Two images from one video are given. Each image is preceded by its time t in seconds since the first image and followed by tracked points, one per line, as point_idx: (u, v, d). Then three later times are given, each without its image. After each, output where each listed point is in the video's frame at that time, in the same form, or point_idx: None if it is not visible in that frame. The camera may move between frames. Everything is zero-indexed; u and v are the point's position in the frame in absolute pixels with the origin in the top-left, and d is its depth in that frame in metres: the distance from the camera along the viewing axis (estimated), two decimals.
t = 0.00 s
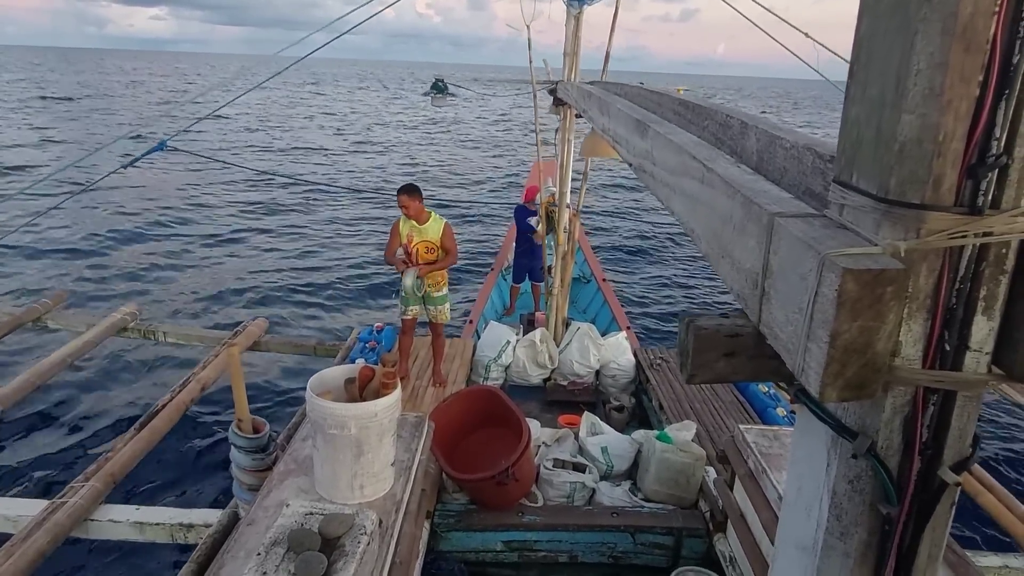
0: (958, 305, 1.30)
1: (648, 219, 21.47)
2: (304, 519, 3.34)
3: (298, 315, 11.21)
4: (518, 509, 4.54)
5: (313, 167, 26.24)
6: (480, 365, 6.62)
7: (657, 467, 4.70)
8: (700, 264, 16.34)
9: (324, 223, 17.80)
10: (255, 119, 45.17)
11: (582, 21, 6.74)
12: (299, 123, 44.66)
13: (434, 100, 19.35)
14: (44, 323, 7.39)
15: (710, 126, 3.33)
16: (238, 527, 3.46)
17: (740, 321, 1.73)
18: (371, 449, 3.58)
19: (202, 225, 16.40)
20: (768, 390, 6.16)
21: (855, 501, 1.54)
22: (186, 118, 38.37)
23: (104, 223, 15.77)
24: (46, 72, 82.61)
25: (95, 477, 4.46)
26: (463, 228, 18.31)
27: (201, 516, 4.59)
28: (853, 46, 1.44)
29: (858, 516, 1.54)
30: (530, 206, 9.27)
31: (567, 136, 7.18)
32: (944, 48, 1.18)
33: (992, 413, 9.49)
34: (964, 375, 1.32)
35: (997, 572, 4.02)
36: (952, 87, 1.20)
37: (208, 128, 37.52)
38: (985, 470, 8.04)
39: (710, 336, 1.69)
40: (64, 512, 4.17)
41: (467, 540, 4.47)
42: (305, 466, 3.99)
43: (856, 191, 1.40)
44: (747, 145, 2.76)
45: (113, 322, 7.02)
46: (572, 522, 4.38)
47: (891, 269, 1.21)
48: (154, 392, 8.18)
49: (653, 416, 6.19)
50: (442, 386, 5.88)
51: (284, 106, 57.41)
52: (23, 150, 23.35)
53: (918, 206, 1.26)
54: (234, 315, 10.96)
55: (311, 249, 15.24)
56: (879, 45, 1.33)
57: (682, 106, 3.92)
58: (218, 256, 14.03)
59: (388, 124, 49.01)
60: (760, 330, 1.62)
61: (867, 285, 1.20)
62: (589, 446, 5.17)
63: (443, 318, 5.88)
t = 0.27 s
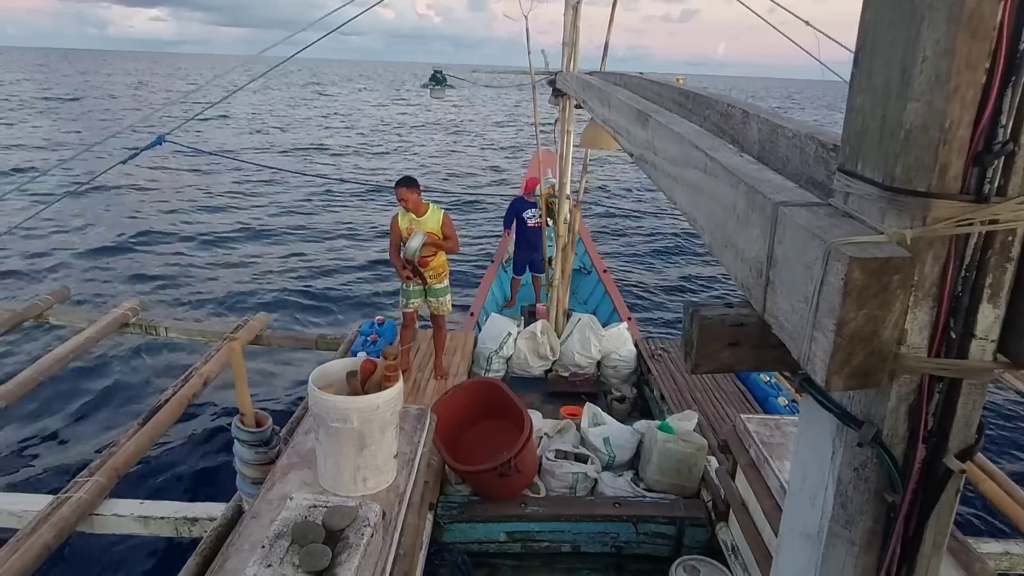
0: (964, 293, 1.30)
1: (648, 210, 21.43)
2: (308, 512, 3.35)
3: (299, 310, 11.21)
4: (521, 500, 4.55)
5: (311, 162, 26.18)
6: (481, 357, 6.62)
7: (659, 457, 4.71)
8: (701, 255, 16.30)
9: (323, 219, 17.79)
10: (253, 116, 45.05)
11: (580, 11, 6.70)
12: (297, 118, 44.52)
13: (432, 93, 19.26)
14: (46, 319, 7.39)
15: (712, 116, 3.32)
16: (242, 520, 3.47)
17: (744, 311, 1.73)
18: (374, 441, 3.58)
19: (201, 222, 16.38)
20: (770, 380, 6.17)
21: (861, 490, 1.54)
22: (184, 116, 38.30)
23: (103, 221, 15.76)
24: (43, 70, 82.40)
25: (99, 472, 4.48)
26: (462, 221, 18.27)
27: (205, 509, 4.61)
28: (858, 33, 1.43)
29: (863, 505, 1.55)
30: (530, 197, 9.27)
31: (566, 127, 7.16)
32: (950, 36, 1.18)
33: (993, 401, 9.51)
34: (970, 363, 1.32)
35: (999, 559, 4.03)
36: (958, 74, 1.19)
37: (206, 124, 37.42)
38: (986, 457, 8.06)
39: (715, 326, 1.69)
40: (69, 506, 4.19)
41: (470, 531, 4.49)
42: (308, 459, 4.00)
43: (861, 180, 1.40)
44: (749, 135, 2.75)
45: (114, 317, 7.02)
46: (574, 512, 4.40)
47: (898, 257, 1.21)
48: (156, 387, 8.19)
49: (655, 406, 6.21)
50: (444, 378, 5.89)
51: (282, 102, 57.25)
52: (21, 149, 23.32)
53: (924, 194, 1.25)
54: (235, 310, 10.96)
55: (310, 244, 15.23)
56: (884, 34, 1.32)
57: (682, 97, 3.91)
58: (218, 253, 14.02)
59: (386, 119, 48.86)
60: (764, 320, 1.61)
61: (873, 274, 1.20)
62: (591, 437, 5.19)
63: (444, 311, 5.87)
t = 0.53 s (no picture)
0: (968, 283, 1.30)
1: (649, 202, 21.37)
2: (312, 505, 3.36)
3: (301, 304, 11.22)
4: (524, 492, 4.57)
5: (312, 158, 26.16)
6: (483, 349, 6.62)
7: (661, 449, 4.72)
8: (702, 247, 16.27)
9: (324, 215, 17.80)
10: (253, 113, 45.01)
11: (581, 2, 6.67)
12: (297, 115, 44.48)
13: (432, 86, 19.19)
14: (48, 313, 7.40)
15: (713, 107, 3.31)
16: (246, 513, 3.49)
17: (747, 303, 1.73)
18: (377, 434, 3.59)
19: (201, 220, 16.40)
20: (771, 371, 6.18)
21: (864, 481, 1.54)
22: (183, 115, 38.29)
23: (103, 220, 15.78)
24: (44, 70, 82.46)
25: (103, 466, 4.49)
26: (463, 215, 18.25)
27: (209, 502, 4.63)
28: (862, 23, 1.42)
29: (867, 496, 1.55)
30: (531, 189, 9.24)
31: (567, 119, 7.14)
32: (955, 24, 1.17)
33: (994, 391, 9.53)
34: (973, 353, 1.32)
35: (1000, 549, 4.05)
36: (963, 64, 1.18)
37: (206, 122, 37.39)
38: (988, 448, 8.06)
39: (718, 318, 1.69)
40: (74, 500, 4.20)
41: (473, 523, 4.50)
42: (311, 452, 4.01)
43: (866, 171, 1.39)
44: (751, 126, 2.74)
45: (117, 311, 7.03)
46: (577, 504, 4.41)
47: (901, 248, 1.20)
48: (159, 381, 8.21)
49: (657, 398, 6.22)
50: (446, 371, 5.90)
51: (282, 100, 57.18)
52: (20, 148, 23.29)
53: (928, 184, 1.25)
54: (237, 305, 10.98)
55: (312, 240, 15.23)
56: (889, 23, 1.32)
57: (684, 88, 3.89)
58: (220, 248, 14.03)
59: (386, 114, 48.76)
60: (767, 311, 1.61)
61: (877, 265, 1.20)
62: (593, 429, 5.19)
63: (445, 302, 5.87)
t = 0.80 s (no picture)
0: (972, 280, 1.30)
1: (652, 198, 21.33)
2: (314, 499, 3.37)
3: (303, 299, 11.23)
4: (525, 487, 4.58)
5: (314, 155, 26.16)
6: (485, 345, 6.62)
7: (663, 444, 4.72)
8: (705, 242, 16.24)
9: (326, 211, 17.81)
10: (255, 111, 45.03)
11: None
12: (299, 112, 44.48)
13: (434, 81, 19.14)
14: (51, 307, 7.41)
15: (717, 102, 3.30)
16: (249, 507, 3.50)
17: (750, 299, 1.73)
18: (378, 429, 3.60)
19: (203, 217, 16.42)
20: (773, 367, 6.18)
21: (866, 477, 1.54)
22: (186, 114, 38.33)
23: (106, 217, 15.81)
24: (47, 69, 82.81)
25: (107, 460, 4.51)
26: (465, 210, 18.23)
27: (212, 496, 4.62)
28: (867, 17, 1.41)
29: (869, 492, 1.55)
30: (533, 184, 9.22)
31: (570, 114, 7.12)
32: (960, 19, 1.16)
33: (997, 387, 9.52)
34: (977, 350, 1.32)
35: (1001, 545, 4.05)
36: (968, 59, 1.17)
37: (208, 120, 37.42)
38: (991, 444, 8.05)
39: (721, 314, 1.68)
40: (77, 494, 4.21)
41: (475, 518, 4.51)
42: (313, 447, 4.02)
43: (869, 167, 1.38)
44: (755, 121, 2.73)
45: (119, 306, 7.04)
46: (578, 499, 4.42)
47: (905, 244, 1.20)
48: (161, 375, 8.23)
49: (659, 394, 6.22)
50: (448, 366, 5.90)
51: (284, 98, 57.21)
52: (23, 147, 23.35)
53: (932, 180, 1.24)
54: (239, 300, 10.99)
55: (314, 237, 15.25)
56: (894, 17, 1.31)
57: (687, 83, 3.88)
58: (222, 245, 14.04)
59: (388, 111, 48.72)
60: (770, 307, 1.61)
61: (881, 261, 1.19)
62: (595, 424, 5.20)
63: (446, 298, 5.88)
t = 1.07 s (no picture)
0: (971, 282, 1.29)
1: (654, 199, 21.29)
2: (314, 498, 3.37)
3: (304, 299, 11.23)
4: (525, 487, 4.57)
5: (316, 155, 26.18)
6: (486, 345, 6.62)
7: (663, 445, 4.72)
8: (706, 243, 16.22)
9: (327, 211, 17.82)
10: (258, 111, 45.05)
11: None
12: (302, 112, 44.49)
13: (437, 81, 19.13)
14: (53, 304, 7.41)
15: (718, 103, 3.29)
16: (249, 506, 3.50)
17: (749, 300, 1.72)
18: (378, 428, 3.60)
19: (205, 216, 16.44)
20: (774, 368, 6.18)
21: (864, 479, 1.54)
22: (188, 114, 38.38)
23: (108, 216, 15.82)
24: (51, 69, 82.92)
25: (107, 458, 4.51)
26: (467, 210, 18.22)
27: (212, 495, 4.62)
28: (868, 18, 1.41)
29: (867, 494, 1.55)
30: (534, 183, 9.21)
31: (572, 114, 7.13)
32: (961, 20, 1.16)
33: (998, 389, 9.51)
34: (975, 353, 1.31)
35: (1001, 547, 4.04)
36: (969, 60, 1.17)
37: (211, 119, 37.43)
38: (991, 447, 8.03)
39: (719, 315, 1.68)
40: (77, 492, 4.22)
41: (474, 518, 4.51)
42: (313, 446, 4.02)
43: (869, 168, 1.38)
44: (756, 122, 2.73)
45: (121, 304, 7.04)
46: (578, 499, 4.42)
47: (904, 247, 1.19)
48: (162, 373, 8.23)
49: (659, 395, 6.22)
50: (449, 366, 5.90)
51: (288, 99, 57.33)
52: (25, 146, 23.38)
53: (931, 182, 1.24)
54: (240, 299, 10.99)
55: (316, 236, 15.25)
56: (894, 18, 1.30)
57: (689, 83, 3.87)
58: (224, 244, 14.05)
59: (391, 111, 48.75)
60: (769, 308, 1.61)
61: (879, 262, 1.19)
62: (595, 425, 5.19)
63: (445, 298, 5.88)
